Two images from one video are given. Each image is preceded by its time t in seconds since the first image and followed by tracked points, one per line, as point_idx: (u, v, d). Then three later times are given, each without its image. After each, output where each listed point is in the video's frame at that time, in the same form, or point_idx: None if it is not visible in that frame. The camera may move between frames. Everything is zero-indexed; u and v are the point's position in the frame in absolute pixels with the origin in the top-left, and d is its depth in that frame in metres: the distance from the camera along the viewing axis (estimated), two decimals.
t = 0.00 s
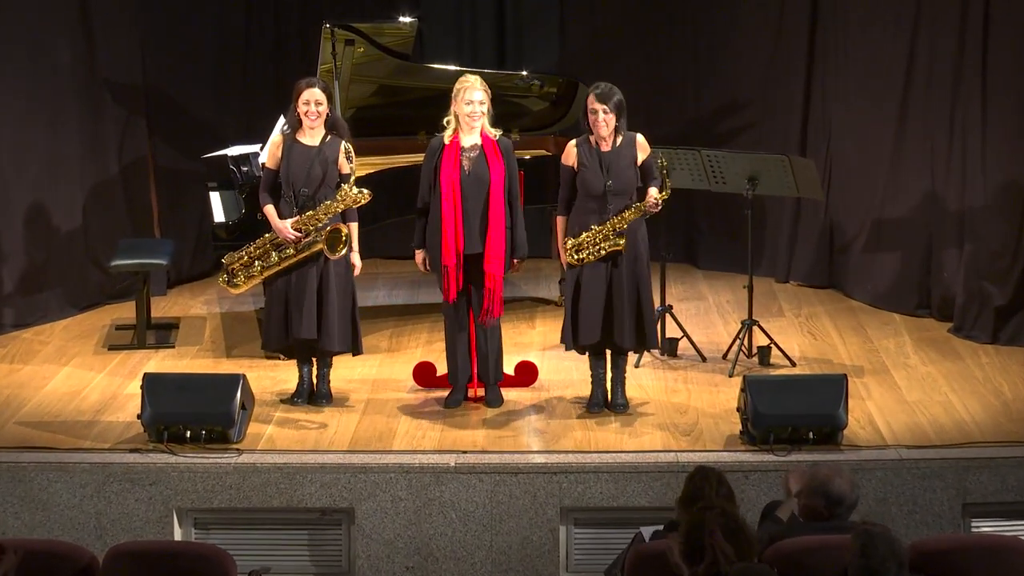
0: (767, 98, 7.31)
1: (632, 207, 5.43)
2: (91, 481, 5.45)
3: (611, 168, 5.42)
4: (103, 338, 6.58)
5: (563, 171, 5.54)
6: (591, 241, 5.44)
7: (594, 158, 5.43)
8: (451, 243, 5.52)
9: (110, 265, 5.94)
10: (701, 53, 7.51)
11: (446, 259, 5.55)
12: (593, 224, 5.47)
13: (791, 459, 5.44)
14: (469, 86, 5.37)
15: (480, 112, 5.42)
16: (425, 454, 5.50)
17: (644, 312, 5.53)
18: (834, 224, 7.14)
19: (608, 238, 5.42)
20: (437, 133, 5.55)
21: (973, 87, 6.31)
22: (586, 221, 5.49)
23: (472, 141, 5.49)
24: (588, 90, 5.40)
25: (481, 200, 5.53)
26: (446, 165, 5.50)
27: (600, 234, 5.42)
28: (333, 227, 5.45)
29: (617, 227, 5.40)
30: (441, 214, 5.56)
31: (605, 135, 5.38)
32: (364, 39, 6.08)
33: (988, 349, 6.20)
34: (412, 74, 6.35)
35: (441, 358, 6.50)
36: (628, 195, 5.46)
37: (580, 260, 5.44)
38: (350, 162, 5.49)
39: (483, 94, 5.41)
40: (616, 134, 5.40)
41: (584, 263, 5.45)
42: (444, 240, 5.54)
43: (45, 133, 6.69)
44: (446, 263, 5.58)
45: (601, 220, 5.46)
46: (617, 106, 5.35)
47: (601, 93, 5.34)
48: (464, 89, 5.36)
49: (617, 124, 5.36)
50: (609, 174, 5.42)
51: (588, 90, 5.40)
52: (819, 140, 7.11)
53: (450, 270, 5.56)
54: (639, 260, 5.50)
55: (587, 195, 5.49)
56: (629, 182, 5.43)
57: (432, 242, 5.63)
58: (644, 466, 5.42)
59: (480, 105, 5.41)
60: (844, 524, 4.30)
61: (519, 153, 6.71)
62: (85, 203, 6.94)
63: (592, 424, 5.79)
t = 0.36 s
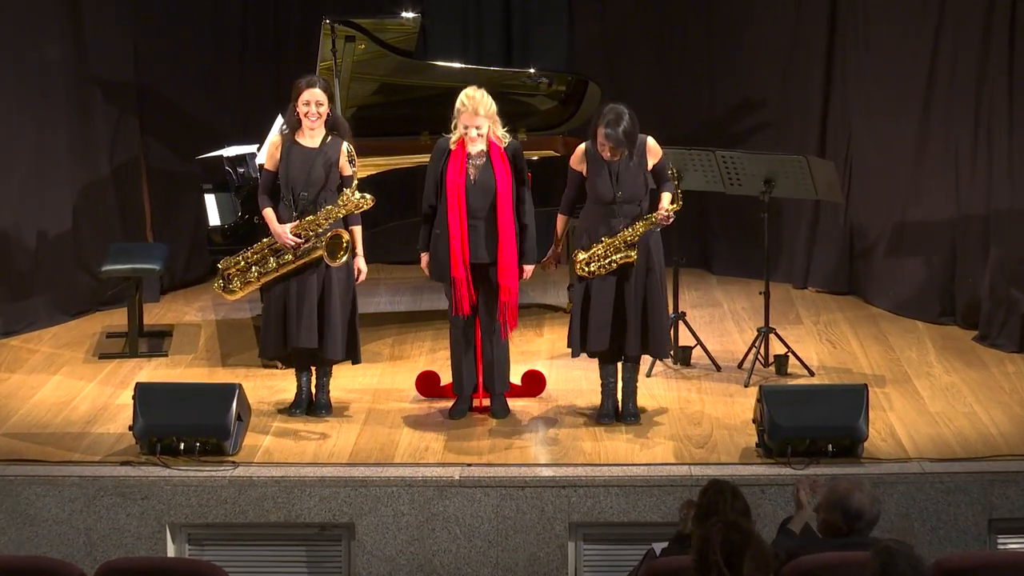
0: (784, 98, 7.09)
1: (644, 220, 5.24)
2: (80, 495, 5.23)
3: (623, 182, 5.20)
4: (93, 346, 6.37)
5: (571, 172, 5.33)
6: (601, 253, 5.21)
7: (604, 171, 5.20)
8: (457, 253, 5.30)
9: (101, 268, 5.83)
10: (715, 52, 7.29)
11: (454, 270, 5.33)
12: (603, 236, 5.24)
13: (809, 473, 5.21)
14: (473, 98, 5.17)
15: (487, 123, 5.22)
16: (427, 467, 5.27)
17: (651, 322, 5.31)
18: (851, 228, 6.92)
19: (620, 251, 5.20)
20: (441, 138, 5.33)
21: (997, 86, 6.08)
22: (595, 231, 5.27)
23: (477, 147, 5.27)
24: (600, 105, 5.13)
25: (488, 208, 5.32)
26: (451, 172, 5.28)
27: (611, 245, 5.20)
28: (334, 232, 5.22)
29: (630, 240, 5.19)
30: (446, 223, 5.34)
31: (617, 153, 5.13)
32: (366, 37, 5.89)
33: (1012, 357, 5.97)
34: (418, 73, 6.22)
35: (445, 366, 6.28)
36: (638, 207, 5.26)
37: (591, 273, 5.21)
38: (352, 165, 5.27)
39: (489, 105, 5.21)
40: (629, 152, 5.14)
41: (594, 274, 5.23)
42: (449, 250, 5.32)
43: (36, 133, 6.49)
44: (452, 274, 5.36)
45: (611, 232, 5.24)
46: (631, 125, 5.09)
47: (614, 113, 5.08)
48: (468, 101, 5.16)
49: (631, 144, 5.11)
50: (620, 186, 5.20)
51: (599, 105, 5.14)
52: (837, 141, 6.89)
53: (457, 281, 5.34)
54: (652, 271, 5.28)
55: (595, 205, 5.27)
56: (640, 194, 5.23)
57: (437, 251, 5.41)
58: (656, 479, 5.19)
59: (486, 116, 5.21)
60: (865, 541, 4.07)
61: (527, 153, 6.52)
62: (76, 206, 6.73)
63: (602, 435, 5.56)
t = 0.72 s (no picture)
0: (796, 101, 6.88)
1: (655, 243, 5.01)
2: (63, 513, 5.01)
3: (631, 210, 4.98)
4: (78, 357, 6.15)
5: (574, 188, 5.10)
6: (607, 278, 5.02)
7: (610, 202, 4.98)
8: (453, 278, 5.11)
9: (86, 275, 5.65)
10: (725, 53, 7.08)
11: (444, 294, 5.14)
12: (612, 259, 5.01)
13: (825, 489, 4.98)
14: (473, 142, 4.87)
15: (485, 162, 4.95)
16: (426, 483, 5.05)
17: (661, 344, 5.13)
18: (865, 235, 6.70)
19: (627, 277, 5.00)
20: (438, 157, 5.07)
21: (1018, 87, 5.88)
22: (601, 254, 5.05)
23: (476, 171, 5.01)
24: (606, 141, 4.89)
25: (484, 231, 5.12)
26: (450, 194, 5.04)
27: (621, 268, 4.99)
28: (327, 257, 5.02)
29: (638, 266, 4.97)
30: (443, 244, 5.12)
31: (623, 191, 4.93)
32: (362, 35, 5.72)
33: None
34: (417, 73, 6.11)
35: (445, 378, 6.05)
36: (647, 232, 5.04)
37: (595, 295, 5.03)
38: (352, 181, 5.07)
39: (488, 145, 4.92)
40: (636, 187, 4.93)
41: (599, 296, 5.04)
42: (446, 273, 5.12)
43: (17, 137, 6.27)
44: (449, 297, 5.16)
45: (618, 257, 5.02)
46: (637, 163, 4.87)
47: (619, 155, 4.86)
48: (467, 147, 4.87)
49: (638, 182, 4.89)
50: (627, 212, 4.99)
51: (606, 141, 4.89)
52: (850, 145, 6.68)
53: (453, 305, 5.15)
54: (665, 289, 5.08)
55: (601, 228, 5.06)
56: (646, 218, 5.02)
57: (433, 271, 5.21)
58: (663, 496, 4.96)
59: (484, 159, 4.93)
60: (882, 562, 3.83)
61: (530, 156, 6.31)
62: (61, 211, 6.52)
63: (608, 449, 5.35)
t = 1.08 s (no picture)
0: (809, 99, 6.67)
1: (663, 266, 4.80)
2: (44, 528, 4.80)
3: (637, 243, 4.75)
4: (61, 366, 5.95)
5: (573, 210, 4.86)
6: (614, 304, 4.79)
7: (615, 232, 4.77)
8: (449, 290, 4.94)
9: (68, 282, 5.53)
10: (734, 51, 6.88)
11: (439, 308, 4.97)
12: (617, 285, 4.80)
13: (838, 503, 4.77)
14: (475, 150, 4.64)
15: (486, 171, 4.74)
16: (424, 496, 4.84)
17: (671, 353, 4.94)
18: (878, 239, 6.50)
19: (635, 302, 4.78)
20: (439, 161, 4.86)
21: None
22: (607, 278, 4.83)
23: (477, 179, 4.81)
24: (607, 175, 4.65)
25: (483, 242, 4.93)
26: (449, 202, 4.85)
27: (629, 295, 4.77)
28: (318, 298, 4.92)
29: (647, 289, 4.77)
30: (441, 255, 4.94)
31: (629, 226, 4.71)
32: (356, 31, 5.50)
33: None
34: (414, 69, 5.94)
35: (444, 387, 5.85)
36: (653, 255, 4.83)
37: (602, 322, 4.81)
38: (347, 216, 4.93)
39: (490, 153, 4.70)
40: (642, 223, 4.71)
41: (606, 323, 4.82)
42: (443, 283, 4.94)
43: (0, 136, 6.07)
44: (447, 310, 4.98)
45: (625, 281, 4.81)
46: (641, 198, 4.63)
47: (625, 198, 4.63)
48: (468, 154, 4.64)
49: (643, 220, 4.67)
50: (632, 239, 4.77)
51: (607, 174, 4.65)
52: (863, 145, 6.47)
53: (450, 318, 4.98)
54: (676, 299, 4.91)
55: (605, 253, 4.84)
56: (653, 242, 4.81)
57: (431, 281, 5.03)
58: (670, 510, 4.74)
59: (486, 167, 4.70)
60: None
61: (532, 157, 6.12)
62: (44, 213, 6.31)
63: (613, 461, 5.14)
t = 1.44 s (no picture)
0: (819, 96, 6.47)
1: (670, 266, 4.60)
2: (25, 540, 4.53)
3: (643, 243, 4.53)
4: (40, 371, 5.77)
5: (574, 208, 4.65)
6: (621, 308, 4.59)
7: (620, 232, 4.56)
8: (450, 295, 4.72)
9: (51, 283, 5.36)
10: (741, 45, 6.67)
11: (443, 311, 4.74)
12: (623, 287, 4.60)
13: (852, 514, 4.56)
14: (475, 151, 4.45)
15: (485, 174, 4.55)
16: (420, 507, 4.63)
17: (676, 357, 4.75)
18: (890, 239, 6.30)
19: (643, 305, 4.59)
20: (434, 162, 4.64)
21: None
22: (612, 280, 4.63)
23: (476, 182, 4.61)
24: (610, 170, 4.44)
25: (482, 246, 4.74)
26: (448, 206, 4.65)
27: (637, 298, 4.57)
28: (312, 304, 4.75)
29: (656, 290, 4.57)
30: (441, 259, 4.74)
31: (632, 224, 4.49)
32: (351, 24, 5.32)
33: None
34: (410, 62, 5.73)
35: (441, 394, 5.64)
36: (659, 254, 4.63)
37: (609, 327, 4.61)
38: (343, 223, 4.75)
39: (491, 154, 4.51)
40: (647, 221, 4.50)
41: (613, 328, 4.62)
42: (444, 289, 4.73)
43: None
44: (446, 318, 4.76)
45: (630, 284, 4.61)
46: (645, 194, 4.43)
47: (628, 193, 4.41)
48: (467, 156, 4.44)
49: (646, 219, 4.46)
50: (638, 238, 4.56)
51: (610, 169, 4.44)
52: (876, 143, 6.28)
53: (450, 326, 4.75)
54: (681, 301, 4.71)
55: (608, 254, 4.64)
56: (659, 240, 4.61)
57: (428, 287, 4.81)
58: (676, 522, 4.52)
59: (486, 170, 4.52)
60: None
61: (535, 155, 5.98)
62: (27, 212, 6.12)
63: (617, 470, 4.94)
